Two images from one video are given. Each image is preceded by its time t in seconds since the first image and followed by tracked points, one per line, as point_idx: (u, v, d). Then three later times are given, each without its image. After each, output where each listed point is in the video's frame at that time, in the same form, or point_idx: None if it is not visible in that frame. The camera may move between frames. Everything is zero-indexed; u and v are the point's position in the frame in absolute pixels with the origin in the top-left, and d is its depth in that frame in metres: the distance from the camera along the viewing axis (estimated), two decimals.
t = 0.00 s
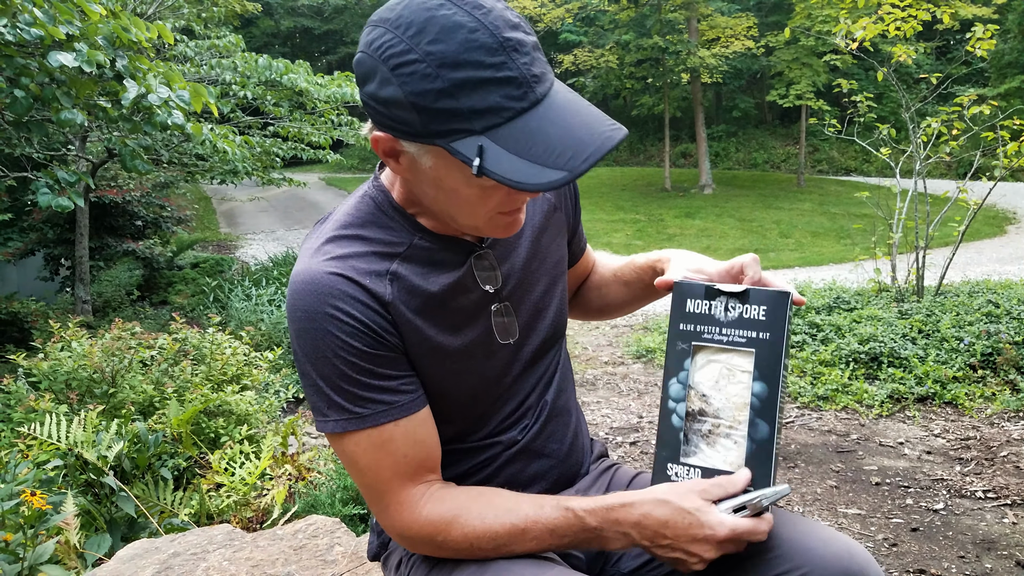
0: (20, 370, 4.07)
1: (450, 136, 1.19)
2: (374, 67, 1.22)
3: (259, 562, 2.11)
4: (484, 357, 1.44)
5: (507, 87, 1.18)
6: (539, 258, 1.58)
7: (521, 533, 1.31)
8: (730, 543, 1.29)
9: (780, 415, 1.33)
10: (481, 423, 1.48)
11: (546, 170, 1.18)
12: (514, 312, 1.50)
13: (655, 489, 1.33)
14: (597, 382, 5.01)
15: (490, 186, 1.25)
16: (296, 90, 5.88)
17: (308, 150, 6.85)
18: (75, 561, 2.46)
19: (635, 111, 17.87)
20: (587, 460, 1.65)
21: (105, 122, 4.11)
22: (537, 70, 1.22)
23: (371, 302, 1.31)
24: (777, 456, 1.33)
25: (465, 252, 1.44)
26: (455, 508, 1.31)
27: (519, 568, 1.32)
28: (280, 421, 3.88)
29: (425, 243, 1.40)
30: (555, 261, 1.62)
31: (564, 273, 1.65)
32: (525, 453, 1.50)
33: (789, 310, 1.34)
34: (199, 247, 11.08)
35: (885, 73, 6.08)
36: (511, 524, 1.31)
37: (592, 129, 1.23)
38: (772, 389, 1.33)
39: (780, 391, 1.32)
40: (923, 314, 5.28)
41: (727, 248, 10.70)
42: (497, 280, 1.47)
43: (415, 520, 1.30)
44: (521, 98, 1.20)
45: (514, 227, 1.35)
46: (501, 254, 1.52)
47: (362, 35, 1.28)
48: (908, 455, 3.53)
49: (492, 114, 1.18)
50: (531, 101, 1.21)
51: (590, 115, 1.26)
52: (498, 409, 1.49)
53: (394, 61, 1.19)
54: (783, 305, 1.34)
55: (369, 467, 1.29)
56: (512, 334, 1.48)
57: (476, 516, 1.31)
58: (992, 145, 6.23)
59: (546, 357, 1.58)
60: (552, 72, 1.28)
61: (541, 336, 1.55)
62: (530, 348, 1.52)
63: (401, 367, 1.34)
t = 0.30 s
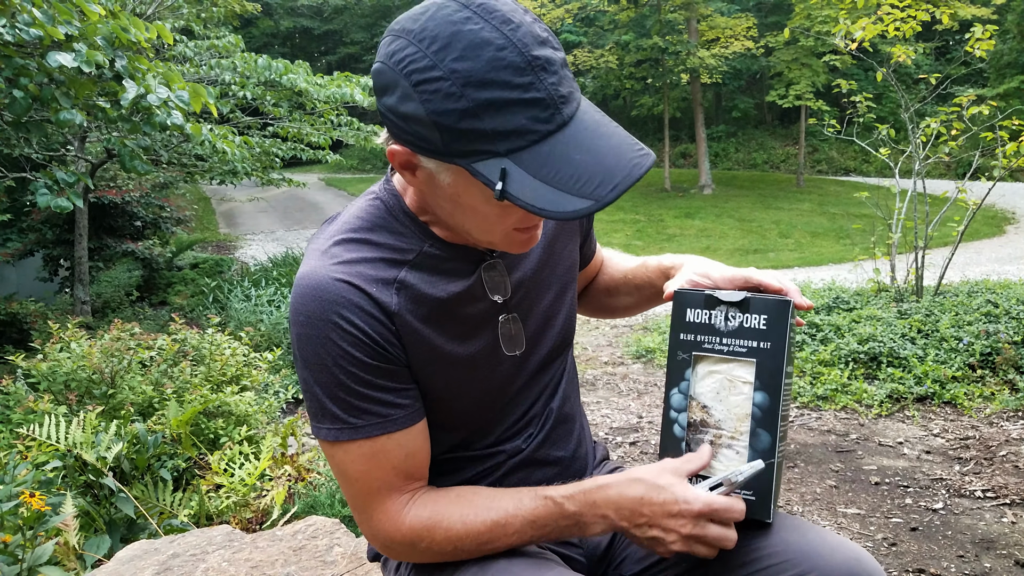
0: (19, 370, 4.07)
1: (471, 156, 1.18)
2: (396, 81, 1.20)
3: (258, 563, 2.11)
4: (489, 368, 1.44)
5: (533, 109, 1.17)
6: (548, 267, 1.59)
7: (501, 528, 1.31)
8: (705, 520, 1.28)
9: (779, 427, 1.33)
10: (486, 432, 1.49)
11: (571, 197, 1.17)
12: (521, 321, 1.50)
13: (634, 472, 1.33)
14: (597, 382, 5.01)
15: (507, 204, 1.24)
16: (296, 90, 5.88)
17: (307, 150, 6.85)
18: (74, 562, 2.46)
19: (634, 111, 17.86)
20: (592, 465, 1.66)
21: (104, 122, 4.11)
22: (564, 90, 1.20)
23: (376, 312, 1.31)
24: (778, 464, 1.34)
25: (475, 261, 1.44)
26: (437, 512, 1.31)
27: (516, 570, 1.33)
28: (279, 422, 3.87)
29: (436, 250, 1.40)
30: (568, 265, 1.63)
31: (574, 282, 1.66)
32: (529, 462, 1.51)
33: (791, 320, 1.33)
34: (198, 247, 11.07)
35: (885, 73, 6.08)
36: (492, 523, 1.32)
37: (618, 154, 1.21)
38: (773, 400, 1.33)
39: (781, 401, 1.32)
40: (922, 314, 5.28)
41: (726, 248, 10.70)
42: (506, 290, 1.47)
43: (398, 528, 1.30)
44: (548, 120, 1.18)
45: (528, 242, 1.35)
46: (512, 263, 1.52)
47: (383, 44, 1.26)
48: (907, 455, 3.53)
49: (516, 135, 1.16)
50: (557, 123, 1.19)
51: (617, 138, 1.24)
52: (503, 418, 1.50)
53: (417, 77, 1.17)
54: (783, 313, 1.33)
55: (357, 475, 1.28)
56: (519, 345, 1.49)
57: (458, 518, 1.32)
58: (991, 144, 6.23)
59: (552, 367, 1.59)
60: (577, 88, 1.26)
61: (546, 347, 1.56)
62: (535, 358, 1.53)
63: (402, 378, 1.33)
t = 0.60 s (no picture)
0: (15, 370, 4.06)
1: (485, 169, 1.17)
2: (408, 91, 1.19)
3: (255, 562, 2.11)
4: (494, 371, 1.44)
5: (549, 123, 1.16)
6: (552, 269, 1.59)
7: (509, 517, 1.31)
8: (711, 497, 1.27)
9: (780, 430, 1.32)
10: (490, 435, 1.49)
11: (587, 213, 1.16)
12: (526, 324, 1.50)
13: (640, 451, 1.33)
14: (595, 381, 5.00)
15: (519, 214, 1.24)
16: (293, 89, 5.87)
17: (304, 149, 6.83)
18: (70, 562, 2.46)
19: (632, 110, 17.87)
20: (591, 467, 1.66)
21: (100, 121, 4.10)
22: (580, 102, 1.20)
23: (383, 314, 1.31)
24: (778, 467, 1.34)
25: (480, 264, 1.43)
26: (444, 506, 1.31)
27: (514, 569, 1.33)
28: (276, 421, 3.87)
29: (441, 253, 1.39)
30: (572, 267, 1.63)
31: (577, 284, 1.66)
32: (529, 465, 1.51)
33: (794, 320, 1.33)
34: (195, 246, 11.05)
35: (882, 73, 6.08)
36: (498, 512, 1.31)
37: (635, 168, 1.21)
38: (775, 402, 1.33)
39: (781, 404, 1.32)
40: (919, 313, 5.29)
41: (724, 247, 10.70)
42: (512, 293, 1.47)
43: (405, 528, 1.29)
44: (564, 134, 1.17)
45: (538, 248, 1.35)
46: (517, 267, 1.51)
47: (395, 50, 1.24)
48: (904, 454, 3.54)
49: (531, 150, 1.16)
50: (573, 137, 1.19)
51: (634, 152, 1.23)
52: (507, 421, 1.50)
53: (431, 88, 1.16)
54: (787, 317, 1.32)
55: (365, 476, 1.28)
56: (524, 348, 1.49)
57: (464, 510, 1.31)
58: (988, 144, 6.23)
59: (554, 369, 1.59)
60: (592, 97, 1.25)
61: (550, 349, 1.56)
62: (540, 361, 1.53)
63: (408, 380, 1.33)
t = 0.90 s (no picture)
0: (10, 367, 4.04)
1: (497, 166, 1.16)
2: (421, 85, 1.18)
3: (252, 561, 2.10)
4: (493, 371, 1.43)
5: (563, 121, 1.15)
6: (556, 268, 1.58)
7: (490, 536, 1.29)
8: (700, 527, 1.27)
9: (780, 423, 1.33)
10: (490, 433, 1.48)
11: (599, 212, 1.15)
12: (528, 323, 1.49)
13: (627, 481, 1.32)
14: (593, 380, 5.00)
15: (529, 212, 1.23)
16: (290, 86, 5.85)
17: (302, 146, 6.81)
18: (66, 561, 2.44)
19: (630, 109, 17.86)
20: (591, 465, 1.65)
21: (96, 118, 4.08)
22: (594, 100, 1.19)
23: (382, 312, 1.29)
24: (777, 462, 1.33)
25: (485, 262, 1.42)
26: (427, 517, 1.29)
27: (511, 570, 1.32)
28: (273, 419, 3.86)
29: (445, 250, 1.38)
30: (575, 266, 1.62)
31: (580, 284, 1.64)
32: (529, 463, 1.51)
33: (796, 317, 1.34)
34: (192, 244, 11.03)
35: (880, 71, 6.08)
36: (480, 530, 1.29)
37: (647, 168, 1.20)
38: (774, 395, 1.33)
39: (781, 397, 1.32)
40: (916, 312, 5.29)
41: (722, 246, 10.70)
42: (515, 292, 1.46)
43: (390, 532, 1.29)
44: (577, 131, 1.17)
45: (545, 246, 1.35)
46: (521, 265, 1.50)
47: (408, 43, 1.23)
48: (901, 452, 3.54)
49: (544, 147, 1.15)
50: (586, 136, 1.18)
51: (645, 153, 1.22)
52: (508, 420, 1.49)
53: (445, 82, 1.14)
54: (787, 313, 1.34)
55: (355, 475, 1.27)
56: (525, 347, 1.47)
57: (446, 522, 1.29)
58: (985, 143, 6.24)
59: (555, 369, 1.58)
60: (605, 97, 1.25)
61: (552, 348, 1.55)
62: (541, 360, 1.52)
63: (405, 379, 1.32)
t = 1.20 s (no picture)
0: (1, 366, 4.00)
1: (493, 142, 1.13)
2: (417, 60, 1.16)
3: (243, 561, 2.07)
4: (487, 366, 1.41)
5: (561, 97, 1.12)
6: (552, 263, 1.55)
7: (471, 556, 1.30)
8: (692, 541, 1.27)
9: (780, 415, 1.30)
10: (483, 429, 1.46)
11: (595, 188, 1.13)
12: (523, 317, 1.46)
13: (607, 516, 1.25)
14: (588, 377, 4.98)
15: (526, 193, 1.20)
16: (284, 83, 5.81)
17: (295, 143, 6.77)
18: (55, 561, 2.41)
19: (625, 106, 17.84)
20: (586, 462, 1.63)
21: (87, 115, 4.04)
22: (592, 79, 1.16)
23: (374, 300, 1.27)
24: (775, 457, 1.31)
25: (480, 255, 1.40)
26: (408, 524, 1.29)
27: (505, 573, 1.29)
28: (266, 418, 3.83)
29: (440, 238, 1.36)
30: (572, 260, 1.59)
31: (577, 279, 1.62)
32: (524, 458, 1.49)
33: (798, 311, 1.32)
34: (186, 242, 10.97)
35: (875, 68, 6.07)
36: (460, 546, 1.29)
37: (644, 148, 1.17)
38: (774, 388, 1.30)
39: (781, 390, 1.30)
40: (912, 309, 5.28)
41: (717, 244, 10.70)
42: (510, 285, 1.43)
43: (369, 529, 1.28)
44: (574, 109, 1.14)
45: (542, 231, 1.32)
46: (516, 258, 1.47)
47: (405, 20, 1.21)
48: (897, 449, 3.53)
49: (541, 125, 1.12)
50: (585, 115, 1.15)
51: (644, 133, 1.19)
52: (503, 414, 1.47)
53: (440, 56, 1.12)
54: (790, 306, 1.32)
55: (338, 467, 1.25)
56: (519, 343, 1.45)
57: (426, 529, 1.29)
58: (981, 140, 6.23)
59: (550, 366, 1.55)
60: (604, 76, 1.22)
61: (547, 344, 1.53)
62: (535, 356, 1.50)
63: (395, 371, 1.29)
